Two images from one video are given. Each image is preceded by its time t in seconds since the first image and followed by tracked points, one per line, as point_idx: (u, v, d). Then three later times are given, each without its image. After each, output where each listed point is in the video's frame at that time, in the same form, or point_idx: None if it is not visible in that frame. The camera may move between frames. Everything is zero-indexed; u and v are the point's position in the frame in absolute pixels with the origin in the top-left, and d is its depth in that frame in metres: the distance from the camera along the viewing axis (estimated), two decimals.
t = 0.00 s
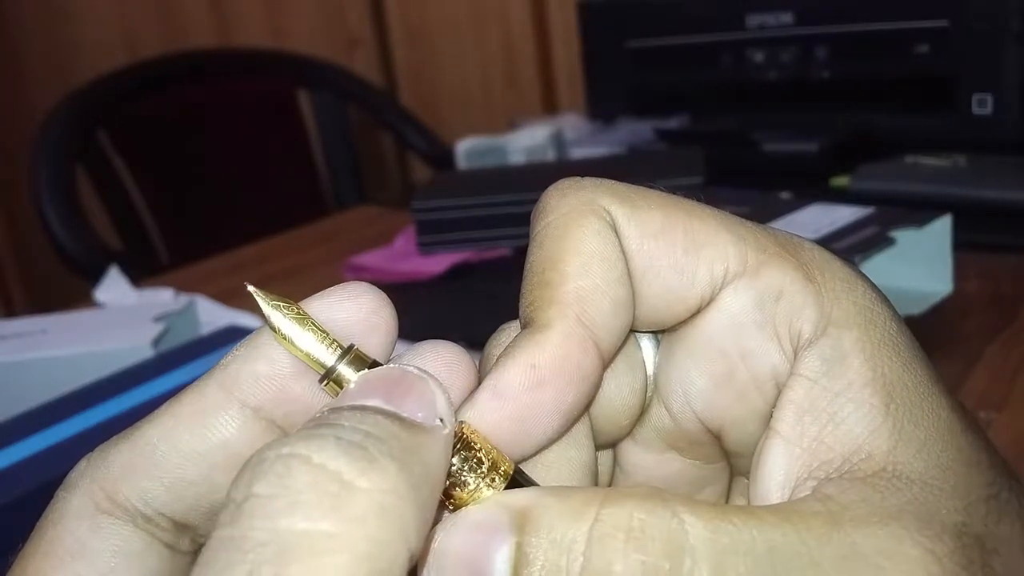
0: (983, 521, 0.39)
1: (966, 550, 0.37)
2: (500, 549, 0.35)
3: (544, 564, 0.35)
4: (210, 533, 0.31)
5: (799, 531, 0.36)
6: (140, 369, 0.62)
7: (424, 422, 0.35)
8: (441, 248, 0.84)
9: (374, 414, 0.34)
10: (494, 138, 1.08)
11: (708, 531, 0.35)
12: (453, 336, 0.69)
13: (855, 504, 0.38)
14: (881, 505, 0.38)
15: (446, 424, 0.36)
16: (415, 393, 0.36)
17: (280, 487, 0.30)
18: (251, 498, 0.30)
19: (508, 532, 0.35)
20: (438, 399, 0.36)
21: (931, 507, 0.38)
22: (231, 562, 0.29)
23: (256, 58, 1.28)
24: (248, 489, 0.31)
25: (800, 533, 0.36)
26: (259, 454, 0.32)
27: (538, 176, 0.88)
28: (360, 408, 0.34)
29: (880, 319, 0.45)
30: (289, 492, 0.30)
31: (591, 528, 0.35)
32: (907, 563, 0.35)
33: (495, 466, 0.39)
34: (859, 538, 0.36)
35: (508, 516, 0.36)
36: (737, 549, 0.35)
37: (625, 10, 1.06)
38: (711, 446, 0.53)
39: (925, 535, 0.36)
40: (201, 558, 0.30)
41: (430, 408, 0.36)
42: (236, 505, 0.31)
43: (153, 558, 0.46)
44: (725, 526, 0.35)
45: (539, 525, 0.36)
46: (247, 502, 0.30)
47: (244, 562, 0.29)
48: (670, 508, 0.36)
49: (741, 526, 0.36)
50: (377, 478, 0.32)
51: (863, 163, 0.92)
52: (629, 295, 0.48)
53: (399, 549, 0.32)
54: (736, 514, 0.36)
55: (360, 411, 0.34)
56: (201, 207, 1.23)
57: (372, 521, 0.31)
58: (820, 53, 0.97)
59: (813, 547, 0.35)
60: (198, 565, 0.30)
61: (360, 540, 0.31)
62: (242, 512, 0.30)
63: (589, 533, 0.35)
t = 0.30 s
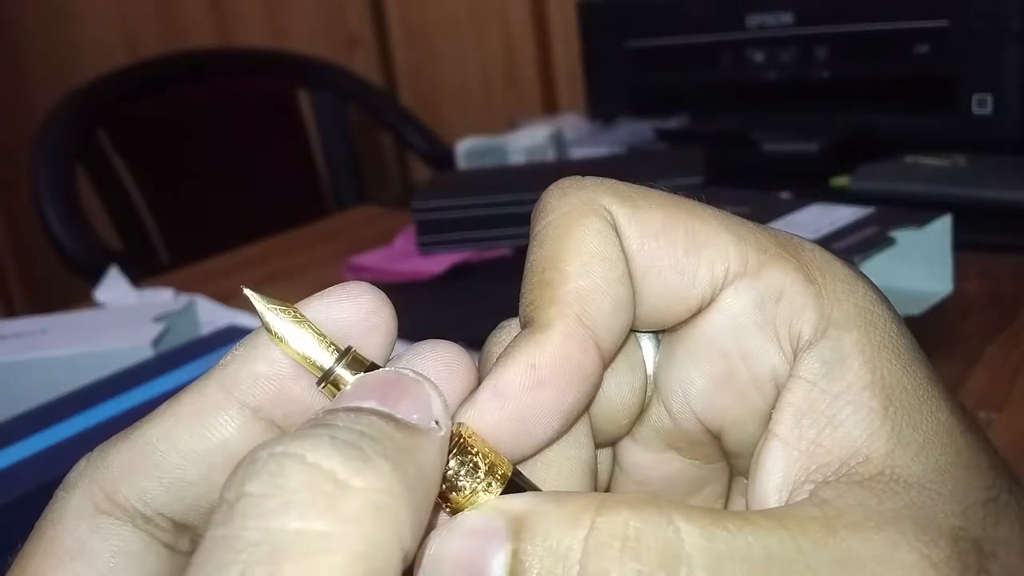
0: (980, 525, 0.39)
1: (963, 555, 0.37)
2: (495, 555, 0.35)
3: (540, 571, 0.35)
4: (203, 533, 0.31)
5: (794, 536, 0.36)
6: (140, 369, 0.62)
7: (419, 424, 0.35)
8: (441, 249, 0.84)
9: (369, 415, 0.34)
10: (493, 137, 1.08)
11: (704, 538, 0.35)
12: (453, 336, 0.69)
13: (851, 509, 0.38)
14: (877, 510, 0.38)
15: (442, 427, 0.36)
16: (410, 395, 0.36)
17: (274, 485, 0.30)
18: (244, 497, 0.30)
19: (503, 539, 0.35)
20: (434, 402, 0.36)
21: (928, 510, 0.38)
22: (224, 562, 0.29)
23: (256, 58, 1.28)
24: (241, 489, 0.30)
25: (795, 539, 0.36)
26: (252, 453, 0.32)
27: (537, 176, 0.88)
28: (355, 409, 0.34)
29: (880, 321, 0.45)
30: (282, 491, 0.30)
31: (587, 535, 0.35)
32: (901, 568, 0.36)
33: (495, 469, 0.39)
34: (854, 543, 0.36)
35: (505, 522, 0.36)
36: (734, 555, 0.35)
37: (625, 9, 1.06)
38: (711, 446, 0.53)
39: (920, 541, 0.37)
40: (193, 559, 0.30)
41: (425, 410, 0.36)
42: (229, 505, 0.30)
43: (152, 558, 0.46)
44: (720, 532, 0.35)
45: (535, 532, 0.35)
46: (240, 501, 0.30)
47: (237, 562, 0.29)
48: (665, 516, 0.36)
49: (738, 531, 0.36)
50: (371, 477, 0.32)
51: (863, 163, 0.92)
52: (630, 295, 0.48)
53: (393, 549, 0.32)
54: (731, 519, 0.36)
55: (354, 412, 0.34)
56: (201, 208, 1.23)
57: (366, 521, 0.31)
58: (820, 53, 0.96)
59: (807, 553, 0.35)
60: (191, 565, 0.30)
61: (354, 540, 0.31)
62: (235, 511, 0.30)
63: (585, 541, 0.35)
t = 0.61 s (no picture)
0: (980, 527, 0.39)
1: (963, 556, 0.37)
2: (494, 558, 0.35)
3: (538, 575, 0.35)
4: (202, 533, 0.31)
5: (794, 538, 0.36)
6: (141, 369, 0.62)
7: (418, 425, 0.35)
8: (441, 249, 0.84)
9: (367, 415, 0.34)
10: (493, 137, 1.08)
11: (703, 541, 0.35)
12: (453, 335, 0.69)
13: (850, 510, 0.38)
14: (876, 512, 0.38)
15: (441, 428, 0.36)
16: (409, 395, 0.36)
17: (271, 485, 0.30)
18: (242, 497, 0.30)
19: (503, 541, 0.35)
20: (433, 403, 0.36)
21: (927, 512, 0.38)
22: (221, 562, 0.29)
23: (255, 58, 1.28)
24: (239, 488, 0.31)
25: (794, 541, 0.36)
26: (250, 453, 0.32)
27: (537, 176, 0.88)
28: (353, 410, 0.34)
29: (880, 322, 0.45)
30: (280, 491, 0.30)
31: (585, 539, 0.35)
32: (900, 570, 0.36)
33: (493, 470, 0.39)
34: (853, 545, 0.36)
35: (504, 524, 0.36)
36: (732, 558, 0.35)
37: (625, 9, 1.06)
38: (711, 446, 0.53)
39: (919, 542, 0.37)
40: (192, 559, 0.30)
41: (424, 411, 0.36)
42: (227, 504, 0.31)
43: (152, 558, 0.46)
44: (719, 533, 0.35)
45: (534, 534, 0.36)
46: (238, 501, 0.30)
47: (234, 562, 0.29)
48: (663, 518, 0.36)
49: (737, 532, 0.36)
50: (370, 476, 0.32)
51: (863, 163, 0.92)
52: (630, 296, 0.48)
53: (392, 548, 0.31)
54: (730, 521, 0.36)
55: (353, 413, 0.34)
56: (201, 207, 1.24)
57: (364, 520, 0.31)
58: (819, 53, 0.96)
59: (807, 556, 0.35)
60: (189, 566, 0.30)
61: (352, 539, 0.30)
62: (233, 511, 0.30)
63: (584, 545, 0.35)
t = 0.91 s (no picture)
0: (989, 516, 0.39)
1: (972, 545, 0.37)
2: (508, 534, 0.35)
3: (553, 548, 0.34)
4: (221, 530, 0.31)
5: (809, 517, 0.36)
6: (141, 369, 0.62)
7: (430, 420, 0.35)
8: (441, 249, 0.83)
9: (380, 413, 0.34)
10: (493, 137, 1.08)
11: (719, 512, 0.35)
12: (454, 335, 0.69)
13: (864, 496, 0.37)
14: (889, 495, 0.38)
15: (453, 421, 0.36)
16: (420, 390, 0.36)
17: (291, 488, 0.30)
18: (261, 500, 0.30)
19: (515, 518, 0.35)
20: (443, 395, 0.36)
21: (939, 499, 0.38)
22: (240, 562, 0.29)
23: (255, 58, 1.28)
24: (259, 491, 0.31)
25: (808, 519, 0.35)
26: (269, 454, 0.32)
27: (538, 176, 0.88)
28: (368, 406, 0.34)
29: (882, 316, 0.45)
30: (299, 494, 0.30)
31: (599, 511, 0.35)
32: (916, 553, 0.35)
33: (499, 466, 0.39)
34: (869, 527, 0.36)
35: (517, 501, 0.35)
36: (747, 530, 0.35)
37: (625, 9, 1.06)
38: (716, 446, 0.53)
39: (936, 526, 0.37)
40: (211, 557, 0.30)
41: (436, 405, 0.36)
42: (246, 505, 0.31)
43: (153, 559, 0.46)
44: (734, 508, 0.35)
45: (547, 510, 0.35)
46: (257, 504, 0.30)
47: (254, 563, 0.29)
48: (679, 494, 0.35)
49: (751, 515, 0.35)
50: (385, 480, 0.31)
51: (863, 163, 0.92)
52: (629, 299, 0.48)
53: (408, 551, 0.32)
54: (745, 499, 0.36)
55: (367, 409, 0.34)
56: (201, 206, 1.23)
57: (381, 524, 0.31)
58: (819, 53, 0.96)
59: (821, 533, 0.35)
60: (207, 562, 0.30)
61: (369, 543, 0.30)
62: (253, 512, 0.30)
63: (598, 516, 0.35)
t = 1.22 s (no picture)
0: (990, 511, 0.39)
1: (976, 538, 0.37)
2: (514, 524, 0.35)
3: (558, 538, 0.35)
4: (223, 530, 0.31)
5: (813, 510, 0.35)
6: (141, 369, 0.62)
7: (432, 419, 0.35)
8: (441, 249, 0.83)
9: (382, 413, 0.34)
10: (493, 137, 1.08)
11: (725, 501, 0.35)
12: (455, 335, 0.69)
13: (866, 492, 0.37)
14: (888, 491, 0.38)
15: (454, 420, 0.36)
16: (421, 390, 0.36)
17: (293, 489, 0.30)
18: (263, 501, 0.30)
19: (521, 508, 0.35)
20: (446, 393, 0.36)
21: (941, 494, 0.38)
22: (243, 564, 0.29)
23: (255, 58, 1.27)
24: (261, 493, 0.30)
25: (813, 513, 0.35)
26: (271, 455, 0.32)
27: (538, 176, 0.88)
28: (369, 407, 0.34)
29: (883, 312, 0.45)
30: (301, 495, 0.30)
31: (604, 500, 0.35)
32: (922, 547, 0.35)
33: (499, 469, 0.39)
34: (874, 521, 0.35)
35: (522, 493, 0.36)
36: (753, 519, 0.34)
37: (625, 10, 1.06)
38: (719, 446, 0.53)
39: (938, 520, 0.36)
40: (214, 558, 0.30)
41: (437, 404, 0.36)
42: (248, 507, 0.30)
43: (151, 560, 0.46)
44: (739, 498, 0.35)
45: (552, 501, 0.35)
46: (259, 505, 0.30)
47: (257, 565, 0.29)
48: (685, 484, 0.35)
49: (756, 505, 0.35)
50: (387, 481, 0.31)
51: (863, 163, 0.92)
52: (627, 303, 0.48)
53: (409, 551, 0.31)
54: (751, 491, 0.35)
55: (369, 410, 0.34)
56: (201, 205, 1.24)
57: (382, 525, 0.31)
58: (819, 53, 0.96)
59: (826, 526, 0.35)
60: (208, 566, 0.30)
61: (371, 545, 0.30)
62: (255, 514, 0.30)
63: (603, 505, 0.35)
